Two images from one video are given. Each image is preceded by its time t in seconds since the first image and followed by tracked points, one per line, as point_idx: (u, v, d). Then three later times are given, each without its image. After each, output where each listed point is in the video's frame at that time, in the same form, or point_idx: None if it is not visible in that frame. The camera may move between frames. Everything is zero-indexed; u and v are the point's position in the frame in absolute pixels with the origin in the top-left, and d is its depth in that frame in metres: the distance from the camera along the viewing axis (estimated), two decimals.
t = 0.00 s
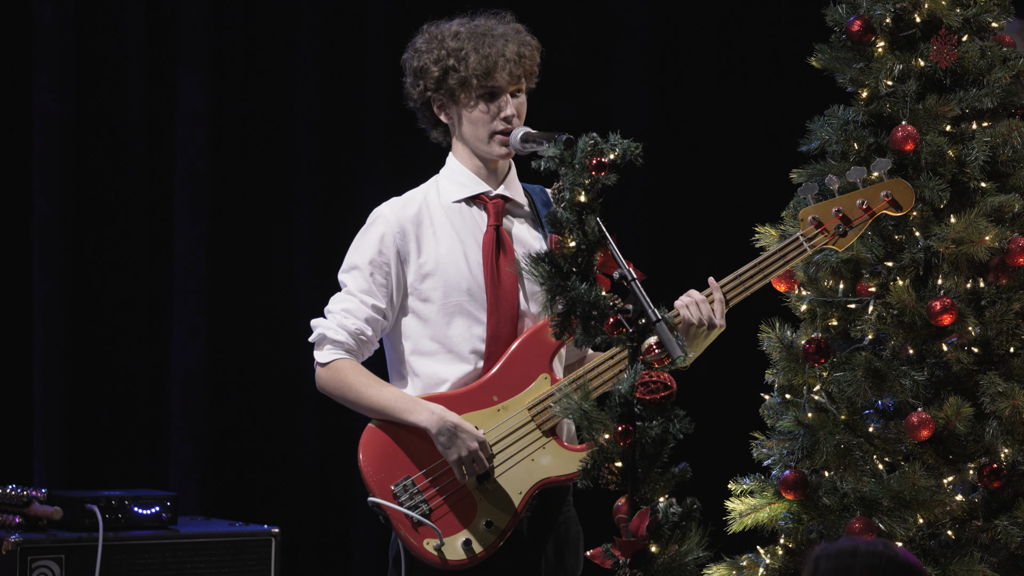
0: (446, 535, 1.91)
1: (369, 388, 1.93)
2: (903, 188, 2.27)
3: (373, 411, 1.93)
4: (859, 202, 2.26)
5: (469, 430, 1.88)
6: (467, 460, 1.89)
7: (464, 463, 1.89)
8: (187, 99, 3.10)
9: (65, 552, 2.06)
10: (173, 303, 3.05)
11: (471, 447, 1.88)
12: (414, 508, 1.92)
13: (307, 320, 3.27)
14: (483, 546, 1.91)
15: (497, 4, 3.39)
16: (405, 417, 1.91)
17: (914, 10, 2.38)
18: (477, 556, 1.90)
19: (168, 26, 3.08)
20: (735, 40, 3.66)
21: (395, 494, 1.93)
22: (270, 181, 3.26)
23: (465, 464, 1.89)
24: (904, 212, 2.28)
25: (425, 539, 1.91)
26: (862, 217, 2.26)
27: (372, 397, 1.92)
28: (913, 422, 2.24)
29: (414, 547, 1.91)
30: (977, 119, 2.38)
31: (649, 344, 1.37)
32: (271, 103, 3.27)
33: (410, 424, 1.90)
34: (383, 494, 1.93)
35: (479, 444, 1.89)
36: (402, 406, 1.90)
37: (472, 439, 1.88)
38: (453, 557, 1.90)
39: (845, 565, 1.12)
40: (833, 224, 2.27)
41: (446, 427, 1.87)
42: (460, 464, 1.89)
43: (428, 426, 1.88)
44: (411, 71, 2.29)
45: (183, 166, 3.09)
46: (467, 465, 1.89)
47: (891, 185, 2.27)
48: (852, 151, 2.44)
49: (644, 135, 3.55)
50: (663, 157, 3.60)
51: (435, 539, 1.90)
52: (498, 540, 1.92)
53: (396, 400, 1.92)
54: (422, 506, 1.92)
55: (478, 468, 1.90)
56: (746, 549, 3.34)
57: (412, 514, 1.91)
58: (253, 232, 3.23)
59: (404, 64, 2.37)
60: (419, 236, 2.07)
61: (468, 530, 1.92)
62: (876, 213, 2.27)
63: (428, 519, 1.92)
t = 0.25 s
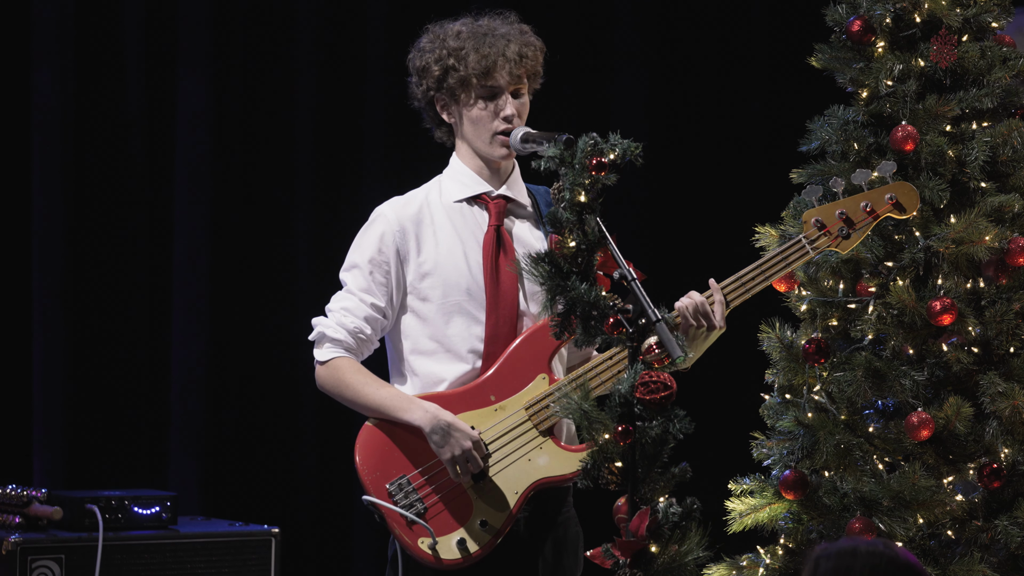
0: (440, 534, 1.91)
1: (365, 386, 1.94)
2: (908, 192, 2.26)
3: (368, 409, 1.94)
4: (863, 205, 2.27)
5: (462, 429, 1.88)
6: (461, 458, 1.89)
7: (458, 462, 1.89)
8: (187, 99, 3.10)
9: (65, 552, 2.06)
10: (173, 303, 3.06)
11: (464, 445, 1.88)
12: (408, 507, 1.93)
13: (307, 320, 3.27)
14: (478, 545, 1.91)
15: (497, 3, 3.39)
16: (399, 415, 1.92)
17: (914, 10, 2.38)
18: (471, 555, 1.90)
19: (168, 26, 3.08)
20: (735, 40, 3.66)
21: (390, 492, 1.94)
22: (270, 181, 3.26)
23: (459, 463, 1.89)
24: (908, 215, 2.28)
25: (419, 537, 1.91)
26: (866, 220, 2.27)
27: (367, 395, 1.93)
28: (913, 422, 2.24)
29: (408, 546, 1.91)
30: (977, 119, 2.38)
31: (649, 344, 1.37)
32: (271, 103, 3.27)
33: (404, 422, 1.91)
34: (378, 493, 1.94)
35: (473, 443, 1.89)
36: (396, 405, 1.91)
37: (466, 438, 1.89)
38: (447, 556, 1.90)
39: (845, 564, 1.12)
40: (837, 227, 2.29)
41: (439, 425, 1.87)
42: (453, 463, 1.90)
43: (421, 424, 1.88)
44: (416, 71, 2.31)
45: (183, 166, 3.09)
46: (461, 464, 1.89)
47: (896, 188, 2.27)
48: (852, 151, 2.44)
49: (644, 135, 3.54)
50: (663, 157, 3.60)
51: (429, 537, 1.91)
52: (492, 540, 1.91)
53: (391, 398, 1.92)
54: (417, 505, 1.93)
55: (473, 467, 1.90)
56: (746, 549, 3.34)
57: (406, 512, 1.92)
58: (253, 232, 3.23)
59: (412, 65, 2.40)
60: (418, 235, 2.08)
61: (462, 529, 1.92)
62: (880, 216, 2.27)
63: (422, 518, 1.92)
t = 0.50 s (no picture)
0: (433, 533, 1.91)
1: (361, 384, 1.95)
2: (913, 198, 2.27)
3: (364, 406, 1.95)
4: (868, 211, 2.27)
5: (456, 428, 1.88)
6: (454, 457, 1.89)
7: (451, 461, 1.89)
8: (187, 99, 3.09)
9: (65, 552, 2.06)
10: (173, 303, 3.05)
11: (457, 444, 1.88)
12: (402, 505, 1.93)
13: (307, 320, 3.27)
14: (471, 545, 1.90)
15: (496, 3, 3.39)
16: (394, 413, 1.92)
17: (914, 10, 2.38)
18: (464, 555, 1.90)
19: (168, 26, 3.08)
20: (735, 40, 3.66)
21: (384, 491, 1.94)
22: (270, 181, 3.26)
23: (452, 462, 1.89)
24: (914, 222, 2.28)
25: (412, 536, 1.91)
26: (871, 226, 2.27)
27: (362, 392, 1.94)
28: (913, 422, 2.24)
29: (401, 544, 1.92)
30: (977, 120, 2.38)
31: (649, 345, 1.38)
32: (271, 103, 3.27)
33: (399, 420, 1.92)
34: (373, 491, 1.95)
35: (466, 442, 1.89)
36: (391, 402, 1.91)
37: (459, 437, 1.88)
38: (439, 554, 1.90)
39: (845, 565, 1.12)
40: (841, 233, 2.29)
41: (432, 424, 1.87)
42: (446, 461, 1.90)
43: (414, 422, 1.88)
44: (423, 71, 2.33)
45: (183, 166, 3.08)
46: (454, 463, 1.89)
47: (902, 195, 2.28)
48: (852, 151, 2.43)
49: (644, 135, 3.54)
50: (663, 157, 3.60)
51: (422, 536, 1.91)
52: (485, 540, 1.91)
53: (386, 396, 1.93)
54: (411, 503, 1.93)
55: (467, 467, 1.90)
56: (746, 549, 3.34)
57: (399, 510, 1.92)
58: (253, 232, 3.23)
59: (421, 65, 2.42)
60: (419, 234, 2.09)
61: (456, 528, 1.92)
62: (885, 223, 2.28)
63: (416, 516, 1.93)
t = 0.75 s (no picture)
0: (428, 531, 1.91)
1: (358, 381, 1.96)
2: (916, 203, 2.24)
3: (360, 404, 1.96)
4: (871, 215, 2.24)
5: (450, 426, 1.88)
6: (448, 456, 1.88)
7: (445, 460, 1.89)
8: (187, 98, 3.09)
9: (65, 552, 2.06)
10: (173, 303, 3.05)
11: (451, 443, 1.88)
12: (398, 503, 1.93)
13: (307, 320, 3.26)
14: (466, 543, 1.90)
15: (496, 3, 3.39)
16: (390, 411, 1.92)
17: (914, 10, 2.38)
18: (459, 553, 1.89)
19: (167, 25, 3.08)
20: (735, 40, 3.67)
21: (380, 489, 1.95)
22: (270, 181, 3.26)
23: (446, 460, 1.89)
24: (916, 226, 2.26)
25: (407, 534, 1.92)
26: (873, 230, 2.25)
27: (359, 390, 1.95)
28: (913, 422, 2.24)
29: (396, 542, 1.92)
30: (977, 119, 2.38)
31: (649, 344, 1.38)
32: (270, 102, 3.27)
33: (394, 418, 1.92)
34: (369, 488, 1.96)
35: (461, 441, 1.88)
36: (386, 400, 1.92)
37: (453, 435, 1.88)
38: (434, 553, 1.90)
39: (846, 564, 1.12)
40: (842, 236, 2.26)
41: (426, 422, 1.87)
42: (441, 460, 1.89)
43: (409, 420, 1.89)
44: (428, 71, 2.35)
45: (183, 166, 3.08)
46: (448, 461, 1.89)
47: (904, 199, 2.26)
48: (852, 151, 2.43)
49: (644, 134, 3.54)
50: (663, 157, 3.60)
51: (417, 534, 1.91)
52: (480, 540, 1.90)
53: (383, 393, 1.93)
54: (406, 502, 1.94)
55: (462, 465, 1.90)
56: (746, 549, 3.34)
57: (394, 508, 1.92)
58: (252, 232, 3.23)
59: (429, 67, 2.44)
60: (420, 232, 2.09)
61: (451, 527, 1.91)
62: (887, 227, 2.25)
63: (411, 514, 1.93)
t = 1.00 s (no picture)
0: (424, 530, 1.92)
1: (356, 379, 1.96)
2: (918, 207, 2.25)
3: (358, 402, 1.96)
4: (872, 218, 2.24)
5: (446, 425, 1.88)
6: (444, 455, 1.88)
7: (442, 458, 1.89)
8: (187, 98, 3.09)
9: (65, 552, 2.06)
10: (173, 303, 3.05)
11: (447, 442, 1.87)
12: (394, 502, 1.94)
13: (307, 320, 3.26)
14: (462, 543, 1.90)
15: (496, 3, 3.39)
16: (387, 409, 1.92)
17: (914, 10, 2.38)
18: (455, 553, 1.90)
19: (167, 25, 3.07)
20: (735, 40, 3.67)
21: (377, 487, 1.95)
22: (269, 181, 3.26)
23: (443, 459, 1.89)
24: (916, 230, 2.27)
25: (403, 533, 1.92)
26: (874, 233, 2.24)
27: (356, 387, 1.95)
28: (913, 422, 2.24)
29: (392, 541, 1.92)
30: (977, 119, 2.38)
31: (649, 344, 1.37)
32: (270, 102, 3.27)
33: (391, 416, 1.92)
34: (366, 487, 1.96)
35: (457, 440, 1.88)
36: (384, 398, 1.92)
37: (449, 434, 1.88)
38: (429, 552, 1.90)
39: (846, 564, 1.12)
40: (843, 239, 2.26)
41: (422, 420, 1.87)
42: (437, 459, 1.89)
43: (406, 419, 1.88)
44: (433, 71, 2.35)
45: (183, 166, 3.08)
46: (444, 461, 1.89)
47: (906, 203, 2.26)
48: (852, 151, 2.43)
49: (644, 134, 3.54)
50: (663, 157, 3.60)
51: (413, 533, 1.91)
52: (476, 539, 1.90)
53: (380, 391, 1.93)
54: (403, 501, 1.94)
55: (457, 464, 1.89)
56: (746, 549, 3.34)
57: (390, 507, 1.92)
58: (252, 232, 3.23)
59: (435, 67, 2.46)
60: (421, 231, 2.09)
61: (447, 526, 1.91)
62: (888, 230, 2.26)
63: (407, 513, 1.93)
